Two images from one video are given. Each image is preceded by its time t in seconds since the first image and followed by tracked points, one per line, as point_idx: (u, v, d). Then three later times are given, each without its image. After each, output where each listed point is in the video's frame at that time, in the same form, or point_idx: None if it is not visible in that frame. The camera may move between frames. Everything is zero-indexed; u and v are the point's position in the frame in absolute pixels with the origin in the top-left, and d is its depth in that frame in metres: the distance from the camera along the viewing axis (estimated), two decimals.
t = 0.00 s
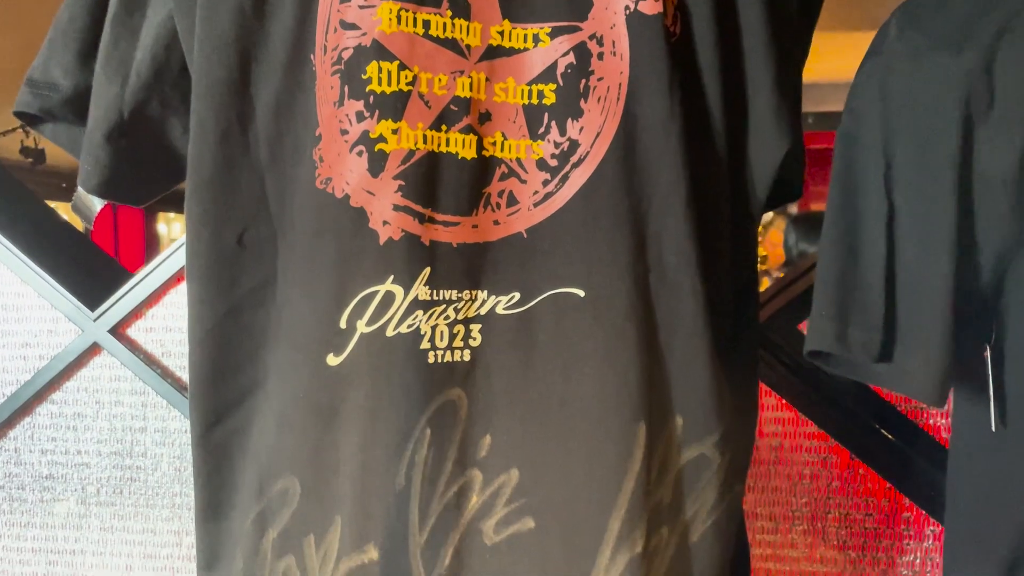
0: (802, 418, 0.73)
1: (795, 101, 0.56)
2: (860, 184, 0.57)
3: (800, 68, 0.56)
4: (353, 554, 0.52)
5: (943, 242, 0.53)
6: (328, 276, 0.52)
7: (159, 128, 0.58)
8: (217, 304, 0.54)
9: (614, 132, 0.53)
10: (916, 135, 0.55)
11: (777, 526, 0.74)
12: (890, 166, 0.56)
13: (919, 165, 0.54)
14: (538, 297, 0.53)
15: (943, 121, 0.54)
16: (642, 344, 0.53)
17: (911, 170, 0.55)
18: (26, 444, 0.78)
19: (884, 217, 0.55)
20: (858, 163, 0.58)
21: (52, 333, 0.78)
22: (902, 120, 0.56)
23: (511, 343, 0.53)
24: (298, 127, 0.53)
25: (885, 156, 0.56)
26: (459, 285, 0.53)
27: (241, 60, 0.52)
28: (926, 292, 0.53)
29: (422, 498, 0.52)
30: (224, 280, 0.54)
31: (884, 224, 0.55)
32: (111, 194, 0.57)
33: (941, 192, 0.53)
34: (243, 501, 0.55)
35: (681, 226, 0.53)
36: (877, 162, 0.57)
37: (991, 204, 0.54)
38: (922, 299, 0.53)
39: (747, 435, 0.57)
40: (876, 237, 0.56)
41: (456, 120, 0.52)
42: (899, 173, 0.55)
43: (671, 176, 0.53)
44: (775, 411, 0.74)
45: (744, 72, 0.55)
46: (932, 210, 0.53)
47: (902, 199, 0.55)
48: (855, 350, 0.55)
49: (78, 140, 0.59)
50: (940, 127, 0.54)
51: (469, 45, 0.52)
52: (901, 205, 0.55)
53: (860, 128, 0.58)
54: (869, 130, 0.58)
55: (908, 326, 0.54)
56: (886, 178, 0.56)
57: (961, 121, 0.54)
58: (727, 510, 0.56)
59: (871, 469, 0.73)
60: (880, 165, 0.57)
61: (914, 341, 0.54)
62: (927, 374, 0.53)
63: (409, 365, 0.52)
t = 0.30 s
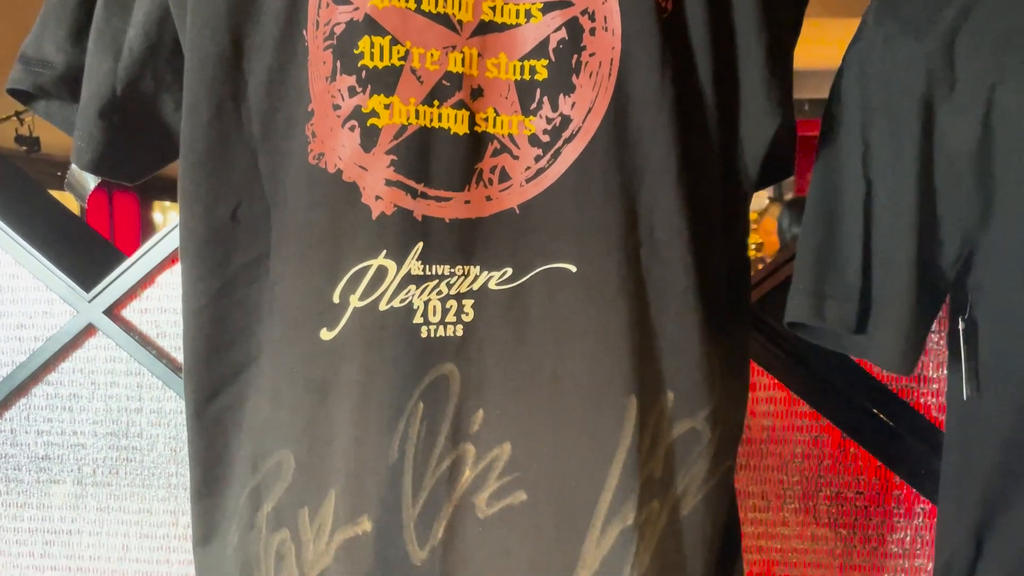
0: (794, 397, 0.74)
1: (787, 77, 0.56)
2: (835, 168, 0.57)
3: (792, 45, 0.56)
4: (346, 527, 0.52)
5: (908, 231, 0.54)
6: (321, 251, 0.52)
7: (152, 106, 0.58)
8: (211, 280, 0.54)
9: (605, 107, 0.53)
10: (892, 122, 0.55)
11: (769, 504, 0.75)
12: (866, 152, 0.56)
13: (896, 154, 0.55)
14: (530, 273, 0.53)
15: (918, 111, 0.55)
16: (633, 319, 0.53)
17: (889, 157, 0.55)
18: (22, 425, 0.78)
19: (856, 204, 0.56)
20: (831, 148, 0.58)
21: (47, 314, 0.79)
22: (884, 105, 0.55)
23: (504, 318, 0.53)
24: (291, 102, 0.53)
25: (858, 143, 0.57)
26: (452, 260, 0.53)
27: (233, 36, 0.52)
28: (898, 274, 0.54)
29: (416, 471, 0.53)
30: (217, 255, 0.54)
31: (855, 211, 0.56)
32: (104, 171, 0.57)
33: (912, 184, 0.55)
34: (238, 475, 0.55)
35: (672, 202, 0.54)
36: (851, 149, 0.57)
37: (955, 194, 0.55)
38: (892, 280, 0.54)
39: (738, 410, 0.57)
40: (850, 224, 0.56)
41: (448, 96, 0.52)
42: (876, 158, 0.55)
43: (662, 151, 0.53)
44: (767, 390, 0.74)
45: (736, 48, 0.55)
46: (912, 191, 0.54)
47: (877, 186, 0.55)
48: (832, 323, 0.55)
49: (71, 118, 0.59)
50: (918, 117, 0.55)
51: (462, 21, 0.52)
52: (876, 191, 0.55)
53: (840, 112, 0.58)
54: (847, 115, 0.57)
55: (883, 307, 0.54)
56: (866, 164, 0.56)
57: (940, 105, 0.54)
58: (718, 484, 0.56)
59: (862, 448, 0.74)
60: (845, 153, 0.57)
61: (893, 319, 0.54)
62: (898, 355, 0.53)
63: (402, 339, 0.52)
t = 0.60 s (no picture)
0: (785, 378, 0.75)
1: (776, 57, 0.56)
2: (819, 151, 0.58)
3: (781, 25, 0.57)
4: (340, 500, 0.53)
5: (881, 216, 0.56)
6: (314, 229, 0.53)
7: (146, 85, 0.58)
8: (205, 259, 0.55)
9: (595, 86, 0.53)
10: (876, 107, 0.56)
11: (758, 483, 0.76)
12: (849, 138, 0.57)
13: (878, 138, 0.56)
14: (522, 251, 0.54)
15: (899, 97, 0.56)
16: (623, 296, 0.54)
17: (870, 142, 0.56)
18: (19, 406, 0.79)
19: (836, 189, 0.57)
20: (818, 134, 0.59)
21: (42, 297, 0.79)
22: (869, 90, 0.56)
23: (495, 295, 0.54)
24: (283, 81, 0.54)
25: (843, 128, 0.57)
26: (444, 238, 0.54)
27: (225, 15, 0.53)
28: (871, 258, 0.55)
29: (408, 445, 0.54)
30: (212, 234, 0.54)
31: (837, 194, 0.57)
32: (99, 151, 0.58)
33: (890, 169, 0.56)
34: (232, 451, 0.56)
35: (661, 180, 0.55)
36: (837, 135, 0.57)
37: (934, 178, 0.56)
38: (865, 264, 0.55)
39: (727, 387, 0.58)
40: (828, 208, 0.57)
41: (439, 75, 0.53)
42: (858, 143, 0.56)
43: (651, 130, 0.54)
44: (758, 371, 0.75)
45: (725, 28, 0.56)
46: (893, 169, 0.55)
47: (856, 171, 0.56)
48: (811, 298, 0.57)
49: (66, 98, 0.59)
50: (897, 101, 0.56)
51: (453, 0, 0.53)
52: (856, 177, 0.56)
53: (827, 96, 0.59)
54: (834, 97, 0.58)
55: (856, 288, 0.55)
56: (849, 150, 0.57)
57: (924, 88, 0.55)
58: (706, 459, 0.57)
59: (851, 428, 0.74)
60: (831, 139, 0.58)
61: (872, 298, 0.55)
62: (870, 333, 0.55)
63: (393, 316, 0.53)
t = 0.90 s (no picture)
0: (778, 359, 0.75)
1: (768, 37, 0.56)
2: (810, 135, 0.59)
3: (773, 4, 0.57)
4: (333, 477, 0.53)
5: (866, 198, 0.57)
6: (308, 207, 0.53)
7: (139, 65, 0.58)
8: (199, 238, 0.55)
9: (588, 65, 0.53)
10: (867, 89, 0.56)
11: (751, 464, 0.76)
12: (838, 121, 0.58)
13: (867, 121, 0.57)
14: (515, 230, 0.54)
15: (889, 79, 0.56)
16: (616, 275, 0.54)
17: (859, 126, 0.56)
18: (14, 389, 0.79)
19: (821, 173, 0.59)
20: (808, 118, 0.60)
21: (37, 280, 0.79)
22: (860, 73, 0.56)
23: (488, 274, 0.54)
24: (277, 60, 0.54)
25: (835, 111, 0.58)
26: (437, 217, 0.54)
27: None
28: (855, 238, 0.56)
29: (403, 421, 0.54)
30: (205, 213, 0.55)
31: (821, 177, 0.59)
32: (93, 131, 0.58)
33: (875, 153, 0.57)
34: (228, 430, 0.56)
35: (654, 160, 0.55)
36: (827, 118, 0.59)
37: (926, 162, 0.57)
38: (848, 244, 0.56)
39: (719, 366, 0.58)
40: (812, 191, 0.59)
41: (433, 53, 0.53)
42: (848, 125, 0.57)
43: (644, 110, 0.54)
44: (751, 353, 0.75)
45: (717, 8, 0.56)
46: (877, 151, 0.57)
47: (845, 154, 0.57)
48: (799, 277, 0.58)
49: (59, 78, 0.59)
50: (889, 84, 0.56)
51: None
52: (844, 159, 0.57)
53: (822, 79, 0.59)
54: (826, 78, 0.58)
55: (841, 268, 0.56)
56: (838, 133, 0.58)
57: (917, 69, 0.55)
58: (699, 437, 0.57)
59: (844, 409, 0.75)
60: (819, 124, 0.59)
61: (855, 277, 0.56)
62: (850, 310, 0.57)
63: (387, 294, 0.53)
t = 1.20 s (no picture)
0: (774, 342, 0.76)
1: (767, 18, 0.56)
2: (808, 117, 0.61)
3: None
4: (333, 455, 0.53)
5: (852, 183, 0.58)
6: (306, 187, 0.53)
7: (137, 45, 0.57)
8: (198, 218, 0.55)
9: (586, 46, 0.53)
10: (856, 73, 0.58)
11: (747, 447, 0.77)
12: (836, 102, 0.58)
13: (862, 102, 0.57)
14: (513, 210, 0.55)
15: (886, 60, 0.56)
16: (614, 254, 0.55)
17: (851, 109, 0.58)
18: (13, 373, 0.79)
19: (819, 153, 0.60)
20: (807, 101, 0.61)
21: (36, 265, 0.79)
22: (854, 57, 0.57)
23: (487, 255, 0.55)
24: (275, 40, 0.54)
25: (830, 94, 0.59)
26: (436, 198, 0.54)
27: None
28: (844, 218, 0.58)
29: (403, 400, 0.55)
30: (204, 194, 0.55)
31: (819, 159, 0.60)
32: (92, 112, 0.58)
33: (867, 135, 0.58)
34: (227, 410, 0.57)
35: (652, 140, 0.55)
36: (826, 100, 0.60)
37: (919, 143, 0.57)
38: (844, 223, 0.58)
39: (715, 346, 0.59)
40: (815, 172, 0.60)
41: (431, 33, 0.53)
42: (842, 107, 0.58)
43: (642, 90, 0.54)
44: (748, 336, 0.76)
45: None
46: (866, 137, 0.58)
47: (837, 137, 0.58)
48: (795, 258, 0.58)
49: (56, 59, 0.59)
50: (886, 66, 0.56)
51: None
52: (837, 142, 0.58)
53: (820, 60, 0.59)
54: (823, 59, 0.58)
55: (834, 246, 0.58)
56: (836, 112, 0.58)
57: (910, 52, 0.56)
58: (696, 417, 0.58)
59: (839, 392, 0.76)
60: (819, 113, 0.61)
61: (844, 257, 0.58)
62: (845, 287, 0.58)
63: (385, 274, 0.53)
